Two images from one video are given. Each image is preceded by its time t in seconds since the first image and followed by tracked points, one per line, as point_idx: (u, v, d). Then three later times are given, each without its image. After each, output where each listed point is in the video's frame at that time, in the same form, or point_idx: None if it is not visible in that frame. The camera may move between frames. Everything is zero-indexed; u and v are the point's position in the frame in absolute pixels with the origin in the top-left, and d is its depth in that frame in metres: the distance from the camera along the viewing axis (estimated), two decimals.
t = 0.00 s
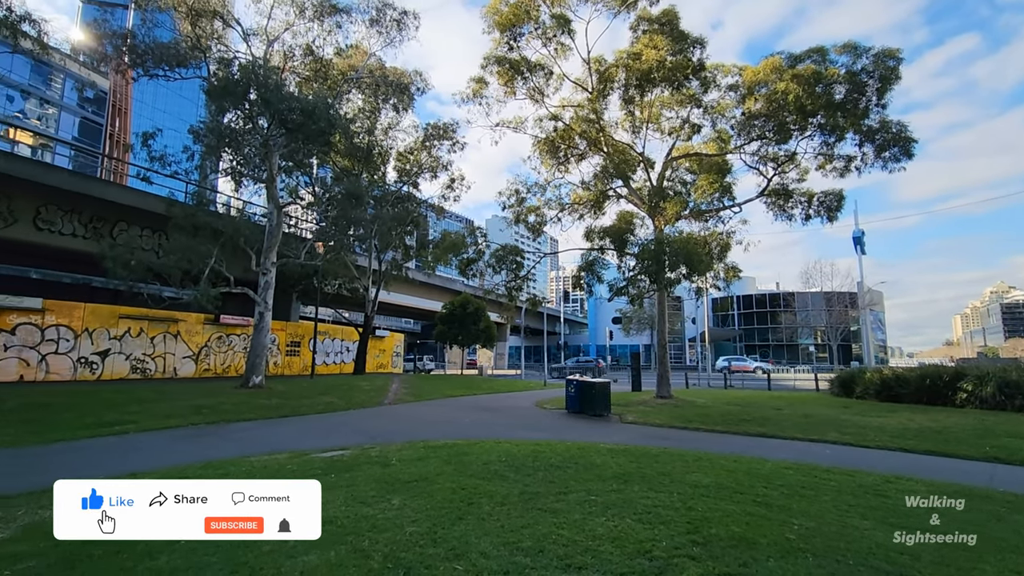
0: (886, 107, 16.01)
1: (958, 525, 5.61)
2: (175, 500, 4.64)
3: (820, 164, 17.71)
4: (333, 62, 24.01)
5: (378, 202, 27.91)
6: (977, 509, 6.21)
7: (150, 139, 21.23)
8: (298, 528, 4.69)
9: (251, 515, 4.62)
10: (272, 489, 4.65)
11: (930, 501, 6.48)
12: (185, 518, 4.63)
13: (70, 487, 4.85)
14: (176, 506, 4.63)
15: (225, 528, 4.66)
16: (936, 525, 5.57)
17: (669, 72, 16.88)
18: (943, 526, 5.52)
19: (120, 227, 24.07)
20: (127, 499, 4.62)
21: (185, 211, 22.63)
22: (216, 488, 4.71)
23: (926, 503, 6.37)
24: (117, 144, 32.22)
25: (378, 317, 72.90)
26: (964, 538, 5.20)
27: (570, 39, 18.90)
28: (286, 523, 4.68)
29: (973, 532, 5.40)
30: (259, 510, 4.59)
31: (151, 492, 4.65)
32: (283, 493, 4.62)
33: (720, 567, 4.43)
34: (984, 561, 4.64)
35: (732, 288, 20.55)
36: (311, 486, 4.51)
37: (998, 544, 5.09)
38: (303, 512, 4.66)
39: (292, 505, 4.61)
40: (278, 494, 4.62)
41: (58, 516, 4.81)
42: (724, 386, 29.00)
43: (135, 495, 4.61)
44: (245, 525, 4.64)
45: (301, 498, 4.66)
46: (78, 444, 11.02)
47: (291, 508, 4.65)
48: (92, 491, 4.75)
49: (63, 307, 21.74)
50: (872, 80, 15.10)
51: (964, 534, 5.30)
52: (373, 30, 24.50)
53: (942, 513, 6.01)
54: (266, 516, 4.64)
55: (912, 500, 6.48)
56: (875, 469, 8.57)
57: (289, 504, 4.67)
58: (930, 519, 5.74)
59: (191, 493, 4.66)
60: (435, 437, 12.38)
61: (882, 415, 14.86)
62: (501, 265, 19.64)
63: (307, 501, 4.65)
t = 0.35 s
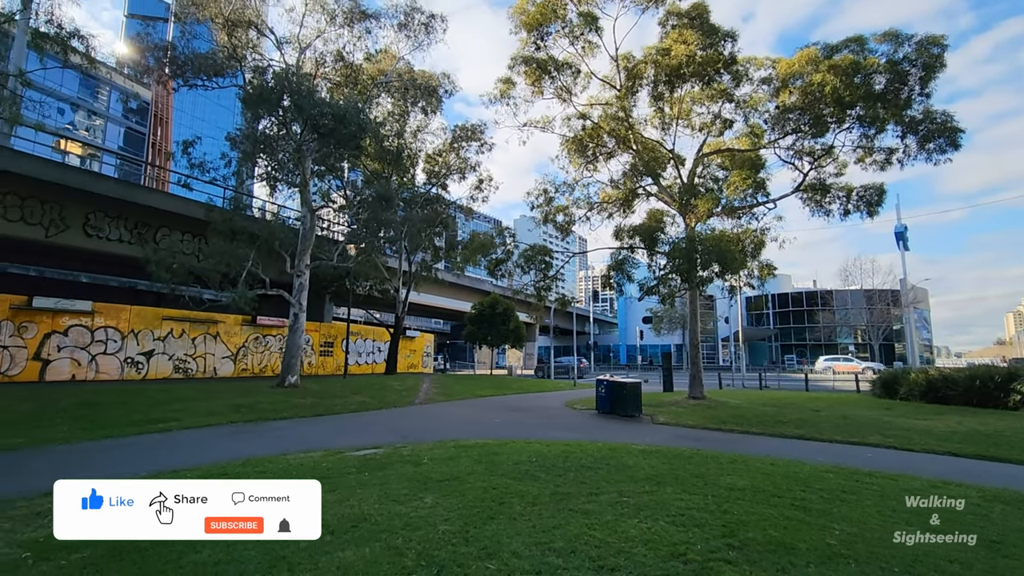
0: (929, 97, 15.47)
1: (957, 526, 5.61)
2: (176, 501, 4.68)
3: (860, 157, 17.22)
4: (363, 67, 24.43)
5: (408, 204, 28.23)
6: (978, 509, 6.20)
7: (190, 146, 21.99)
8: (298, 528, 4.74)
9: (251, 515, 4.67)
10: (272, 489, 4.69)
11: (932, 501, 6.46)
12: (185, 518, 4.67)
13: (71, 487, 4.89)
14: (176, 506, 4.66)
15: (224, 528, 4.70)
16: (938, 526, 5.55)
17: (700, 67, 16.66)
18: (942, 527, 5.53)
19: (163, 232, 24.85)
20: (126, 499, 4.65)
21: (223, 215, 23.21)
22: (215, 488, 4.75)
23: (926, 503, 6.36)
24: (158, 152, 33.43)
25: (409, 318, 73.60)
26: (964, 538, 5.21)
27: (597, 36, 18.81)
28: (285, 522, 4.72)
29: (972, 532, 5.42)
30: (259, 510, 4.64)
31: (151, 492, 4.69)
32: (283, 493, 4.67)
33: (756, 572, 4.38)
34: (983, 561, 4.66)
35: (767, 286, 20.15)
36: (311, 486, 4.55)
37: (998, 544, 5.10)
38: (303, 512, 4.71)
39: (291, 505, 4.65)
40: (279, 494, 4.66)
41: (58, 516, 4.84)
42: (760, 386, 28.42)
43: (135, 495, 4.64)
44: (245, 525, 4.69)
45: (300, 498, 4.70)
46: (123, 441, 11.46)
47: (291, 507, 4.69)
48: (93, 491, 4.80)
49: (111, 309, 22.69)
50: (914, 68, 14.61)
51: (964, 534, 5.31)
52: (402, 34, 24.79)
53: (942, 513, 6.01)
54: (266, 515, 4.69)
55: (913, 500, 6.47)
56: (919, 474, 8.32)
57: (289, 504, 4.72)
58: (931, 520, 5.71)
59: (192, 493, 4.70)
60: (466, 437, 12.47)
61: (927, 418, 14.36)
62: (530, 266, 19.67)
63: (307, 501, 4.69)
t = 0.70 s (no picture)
0: (982, 85, 14.78)
1: (959, 526, 5.60)
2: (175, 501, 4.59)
3: (906, 150, 16.59)
4: (394, 71, 24.75)
5: (439, 206, 28.46)
6: (977, 510, 6.19)
7: (231, 153, 22.89)
8: (298, 528, 4.53)
9: (250, 515, 4.52)
10: (272, 488, 4.52)
11: (931, 501, 6.44)
12: (184, 518, 4.58)
13: (71, 486, 4.85)
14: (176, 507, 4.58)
15: (224, 528, 4.59)
16: (937, 526, 5.54)
17: (734, 61, 16.33)
18: (941, 526, 5.52)
19: (205, 236, 25.70)
20: (126, 499, 4.61)
21: (262, 219, 23.90)
22: (215, 487, 4.61)
23: (926, 503, 6.35)
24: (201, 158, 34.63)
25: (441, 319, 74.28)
26: (964, 538, 5.19)
27: (628, 33, 18.61)
28: (286, 523, 4.53)
29: (970, 532, 5.41)
30: (259, 510, 4.49)
31: (151, 492, 4.61)
32: (282, 492, 4.49)
33: None
34: (985, 563, 4.63)
35: (808, 284, 19.57)
36: (311, 486, 4.36)
37: (997, 544, 5.08)
38: (303, 512, 4.51)
39: (291, 505, 4.47)
40: (278, 494, 4.49)
41: (58, 515, 4.83)
42: (800, 388, 27.69)
43: (135, 495, 4.59)
44: (244, 525, 4.55)
45: (301, 498, 4.51)
46: (168, 438, 11.85)
47: (291, 507, 4.50)
48: (92, 490, 4.74)
49: (159, 310, 23.58)
50: (965, 55, 13.97)
51: (963, 534, 5.29)
52: (432, 38, 25.02)
53: (942, 513, 6.00)
54: (266, 515, 4.53)
55: (913, 500, 6.44)
56: (977, 480, 7.91)
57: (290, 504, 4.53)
58: (932, 520, 5.69)
59: (191, 493, 4.59)
60: (500, 437, 12.45)
61: (983, 422, 13.71)
62: (561, 265, 19.59)
63: (307, 501, 4.49)
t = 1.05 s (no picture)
0: None
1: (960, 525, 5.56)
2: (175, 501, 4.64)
3: (966, 139, 15.77)
4: (430, 75, 25.01)
5: (476, 207, 28.61)
6: (976, 510, 6.16)
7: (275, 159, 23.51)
8: (298, 528, 4.67)
9: (251, 515, 4.61)
10: (273, 488, 4.63)
11: (932, 501, 6.39)
12: (184, 519, 4.63)
13: (69, 486, 4.86)
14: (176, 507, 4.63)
15: (223, 528, 4.67)
16: (938, 525, 5.49)
17: (777, 52, 15.86)
18: (942, 526, 5.48)
19: (252, 240, 26.52)
20: (127, 499, 4.66)
21: (306, 224, 24.39)
22: (215, 488, 4.70)
23: (925, 503, 6.30)
24: (246, 165, 35.72)
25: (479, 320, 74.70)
26: (963, 538, 5.16)
27: (666, 28, 18.30)
28: (286, 523, 4.66)
29: (971, 531, 5.38)
30: (259, 510, 4.59)
31: (151, 493, 4.67)
32: (283, 492, 4.62)
33: None
34: (986, 562, 4.60)
35: (858, 282, 18.81)
36: (313, 485, 4.50)
37: (997, 544, 5.06)
38: (304, 511, 4.64)
39: (292, 505, 4.61)
40: (279, 493, 4.61)
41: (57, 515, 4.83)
42: (852, 390, 26.66)
43: (135, 496, 4.65)
44: (244, 525, 4.64)
45: (301, 498, 4.65)
46: (219, 434, 12.30)
47: (291, 507, 4.63)
48: (92, 490, 4.77)
49: (210, 312, 24.46)
50: None
51: (964, 534, 5.26)
52: (468, 40, 25.16)
53: (941, 513, 5.95)
54: (266, 514, 4.63)
55: (913, 500, 6.39)
56: None
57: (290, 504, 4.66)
58: (930, 519, 5.66)
59: (191, 493, 4.65)
60: (538, 437, 12.46)
61: None
62: (599, 265, 19.42)
63: (307, 501, 4.63)
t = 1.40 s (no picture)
0: None
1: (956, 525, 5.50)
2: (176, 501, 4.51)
3: None
4: (462, 77, 25.18)
5: (509, 208, 28.68)
6: (977, 510, 6.09)
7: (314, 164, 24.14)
8: (298, 529, 4.47)
9: (250, 515, 4.45)
10: (272, 488, 4.49)
11: (929, 501, 6.34)
12: (183, 519, 4.48)
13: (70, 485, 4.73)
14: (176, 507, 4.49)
15: (222, 528, 4.50)
16: (933, 525, 5.46)
17: (819, 41, 15.39)
18: (941, 526, 5.43)
19: (292, 242, 27.16)
20: (126, 498, 4.53)
21: (343, 227, 24.91)
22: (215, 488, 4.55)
23: (925, 503, 6.23)
24: (284, 170, 36.57)
25: (512, 320, 74.82)
26: (964, 538, 5.10)
27: (701, 20, 17.96)
28: (285, 523, 4.48)
29: (971, 531, 5.33)
30: (259, 510, 4.43)
31: (151, 492, 4.53)
32: (282, 492, 4.47)
33: None
34: (984, 562, 4.55)
35: (909, 278, 18.08)
36: (311, 485, 4.33)
37: (997, 544, 5.01)
38: (302, 513, 4.45)
39: (292, 505, 4.45)
40: (279, 493, 4.46)
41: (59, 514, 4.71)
42: (903, 391, 25.66)
43: (136, 495, 4.52)
44: (242, 525, 4.47)
45: (301, 498, 4.49)
46: (264, 432, 12.61)
47: (292, 508, 4.47)
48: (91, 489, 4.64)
49: (253, 313, 25.21)
50: None
51: (964, 534, 5.21)
52: (499, 41, 25.23)
53: (940, 513, 5.89)
54: (266, 514, 4.47)
55: (911, 499, 6.33)
56: None
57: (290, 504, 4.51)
58: (926, 518, 5.62)
59: (191, 493, 4.49)
60: (575, 437, 12.37)
61: None
62: (633, 264, 19.14)
63: (308, 502, 4.46)
